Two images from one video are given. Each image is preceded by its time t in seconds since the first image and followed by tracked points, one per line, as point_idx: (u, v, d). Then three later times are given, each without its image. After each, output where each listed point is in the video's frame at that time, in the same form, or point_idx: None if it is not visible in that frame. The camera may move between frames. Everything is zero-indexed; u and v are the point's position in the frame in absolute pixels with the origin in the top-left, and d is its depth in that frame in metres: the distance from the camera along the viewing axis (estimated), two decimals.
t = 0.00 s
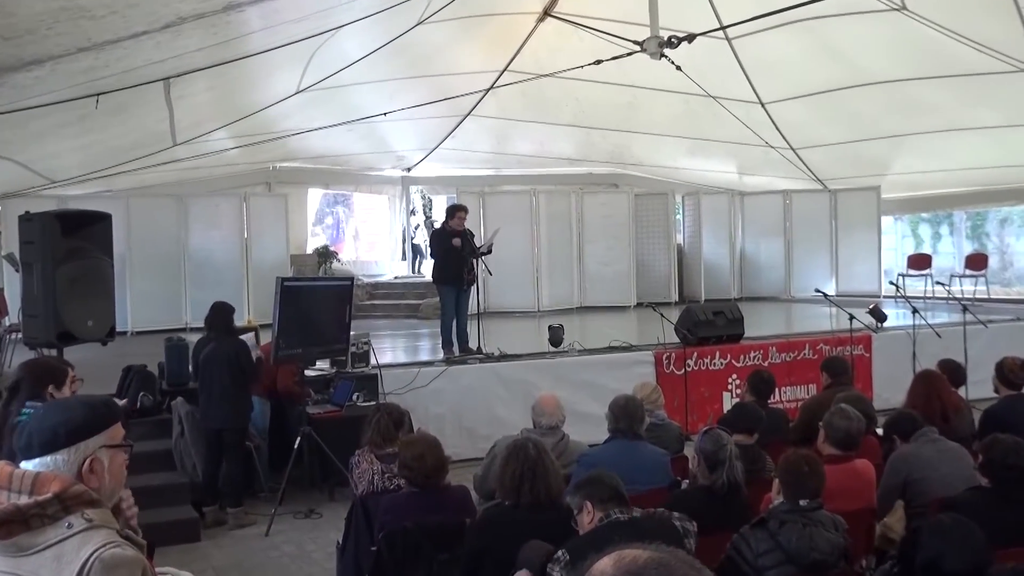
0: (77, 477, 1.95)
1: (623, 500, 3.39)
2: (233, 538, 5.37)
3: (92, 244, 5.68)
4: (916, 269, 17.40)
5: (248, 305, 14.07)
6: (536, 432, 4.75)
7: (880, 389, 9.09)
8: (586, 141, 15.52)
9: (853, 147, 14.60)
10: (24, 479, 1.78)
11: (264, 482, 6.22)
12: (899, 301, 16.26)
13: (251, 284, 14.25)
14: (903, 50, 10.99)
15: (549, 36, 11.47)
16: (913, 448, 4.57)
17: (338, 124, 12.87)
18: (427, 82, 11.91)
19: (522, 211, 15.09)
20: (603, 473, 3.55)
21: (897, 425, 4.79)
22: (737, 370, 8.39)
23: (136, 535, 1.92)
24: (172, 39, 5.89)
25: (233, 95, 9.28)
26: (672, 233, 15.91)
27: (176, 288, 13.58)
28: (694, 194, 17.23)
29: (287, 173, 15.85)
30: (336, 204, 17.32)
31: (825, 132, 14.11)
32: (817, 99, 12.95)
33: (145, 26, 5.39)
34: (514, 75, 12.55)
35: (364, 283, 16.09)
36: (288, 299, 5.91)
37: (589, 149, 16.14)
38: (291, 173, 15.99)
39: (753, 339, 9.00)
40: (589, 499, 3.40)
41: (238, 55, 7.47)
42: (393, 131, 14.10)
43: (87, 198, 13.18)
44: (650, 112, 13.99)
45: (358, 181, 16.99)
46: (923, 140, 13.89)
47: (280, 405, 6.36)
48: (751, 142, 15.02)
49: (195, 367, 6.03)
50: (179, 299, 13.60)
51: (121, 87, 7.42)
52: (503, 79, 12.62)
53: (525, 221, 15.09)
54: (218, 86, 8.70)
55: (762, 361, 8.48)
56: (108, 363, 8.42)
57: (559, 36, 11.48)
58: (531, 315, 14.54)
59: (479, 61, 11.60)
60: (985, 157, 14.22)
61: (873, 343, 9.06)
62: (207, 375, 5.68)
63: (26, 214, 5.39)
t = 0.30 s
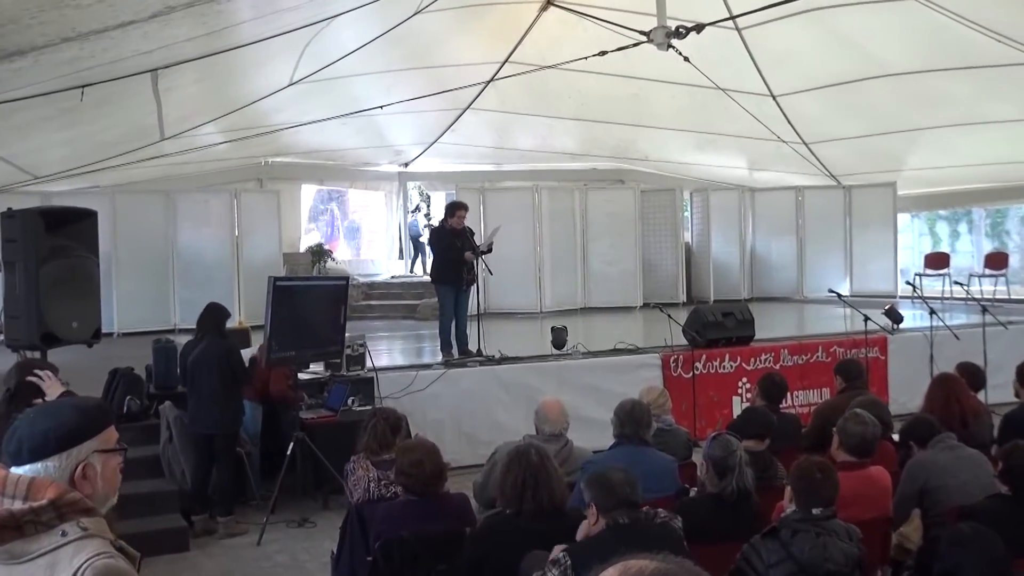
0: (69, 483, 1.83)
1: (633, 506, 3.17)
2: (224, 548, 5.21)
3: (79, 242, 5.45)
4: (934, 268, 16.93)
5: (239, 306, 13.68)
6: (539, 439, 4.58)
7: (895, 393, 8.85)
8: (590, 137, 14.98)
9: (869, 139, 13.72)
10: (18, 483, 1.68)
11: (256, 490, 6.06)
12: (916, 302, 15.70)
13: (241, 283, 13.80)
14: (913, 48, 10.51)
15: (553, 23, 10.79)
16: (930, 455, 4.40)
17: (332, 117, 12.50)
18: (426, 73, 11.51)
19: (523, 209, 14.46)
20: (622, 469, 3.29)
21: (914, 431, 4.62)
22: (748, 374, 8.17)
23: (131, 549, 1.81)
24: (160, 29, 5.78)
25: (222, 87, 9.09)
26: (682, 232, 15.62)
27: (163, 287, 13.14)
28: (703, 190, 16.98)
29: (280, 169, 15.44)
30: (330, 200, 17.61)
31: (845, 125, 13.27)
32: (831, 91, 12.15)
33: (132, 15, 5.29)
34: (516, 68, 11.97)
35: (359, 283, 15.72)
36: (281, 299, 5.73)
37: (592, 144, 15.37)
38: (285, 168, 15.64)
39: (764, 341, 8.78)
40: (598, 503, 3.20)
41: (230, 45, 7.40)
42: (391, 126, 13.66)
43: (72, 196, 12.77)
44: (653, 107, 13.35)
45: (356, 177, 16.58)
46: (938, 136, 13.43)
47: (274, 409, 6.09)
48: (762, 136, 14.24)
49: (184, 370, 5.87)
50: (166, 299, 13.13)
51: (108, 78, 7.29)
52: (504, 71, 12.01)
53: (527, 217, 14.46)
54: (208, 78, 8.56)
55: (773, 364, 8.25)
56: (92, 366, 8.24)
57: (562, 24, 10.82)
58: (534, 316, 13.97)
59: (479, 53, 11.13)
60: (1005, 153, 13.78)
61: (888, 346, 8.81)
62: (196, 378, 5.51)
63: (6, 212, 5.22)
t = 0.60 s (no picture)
0: (73, 488, 1.95)
1: (646, 515, 3.13)
2: (211, 559, 5.07)
3: (62, 242, 4.64)
4: (951, 267, 16.56)
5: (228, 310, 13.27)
6: (539, 447, 4.44)
7: (908, 397, 8.64)
8: (593, 131, 14.62)
9: (874, 136, 13.55)
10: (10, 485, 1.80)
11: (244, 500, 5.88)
12: (930, 303, 15.26)
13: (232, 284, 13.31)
14: (921, 39, 10.26)
15: (554, 15, 10.53)
16: (946, 462, 4.24)
17: (326, 112, 12.35)
18: (423, 65, 11.33)
19: (524, 207, 14.03)
20: (642, 473, 3.22)
21: (928, 438, 4.46)
22: (756, 378, 7.96)
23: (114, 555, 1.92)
24: (145, 21, 6.03)
25: (210, 80, 8.97)
26: (688, 230, 15.03)
27: (150, 288, 12.89)
28: (709, 187, 16.14)
29: (269, 165, 15.58)
30: (322, 198, 16.42)
31: (856, 120, 12.92)
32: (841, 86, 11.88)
33: (116, 4, 5.52)
34: (516, 59, 11.72)
35: (353, 283, 15.62)
36: (271, 301, 5.58)
37: (596, 139, 15.09)
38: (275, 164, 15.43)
39: (774, 344, 8.59)
40: (610, 507, 3.17)
41: (216, 34, 7.36)
42: (384, 118, 13.39)
43: (55, 193, 12.47)
44: (658, 101, 13.00)
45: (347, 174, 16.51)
46: (954, 131, 13.11)
47: (262, 415, 5.98)
48: (771, 131, 13.84)
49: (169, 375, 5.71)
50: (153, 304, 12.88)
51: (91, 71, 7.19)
52: (504, 62, 11.83)
53: (525, 216, 14.03)
54: (197, 70, 8.45)
55: (782, 368, 8.05)
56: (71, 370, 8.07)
57: (564, 17, 10.60)
58: (532, 319, 13.55)
59: (478, 41, 10.91)
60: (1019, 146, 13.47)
61: (902, 349, 8.60)
62: (183, 383, 5.35)
63: None
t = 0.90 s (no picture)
0: (56, 493, 1.96)
1: (649, 525, 3.03)
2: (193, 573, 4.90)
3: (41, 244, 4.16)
4: (962, 269, 16.24)
5: (213, 315, 12.98)
6: (536, 456, 4.28)
7: (919, 403, 8.42)
8: (591, 128, 14.39)
9: (899, 132, 13.04)
10: None
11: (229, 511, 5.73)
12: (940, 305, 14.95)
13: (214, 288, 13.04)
14: (929, 33, 9.97)
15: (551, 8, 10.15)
16: (957, 471, 4.09)
17: (314, 108, 12.19)
18: (416, 60, 11.09)
19: (521, 206, 13.79)
20: (648, 481, 3.11)
21: (940, 446, 4.31)
22: (761, 384, 7.74)
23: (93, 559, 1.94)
24: (126, 12, 5.99)
25: (194, 75, 8.84)
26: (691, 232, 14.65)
27: (132, 291, 12.63)
28: (712, 186, 15.77)
29: (258, 163, 15.26)
30: (311, 197, 16.26)
31: (863, 118, 12.66)
32: (848, 82, 11.55)
33: None
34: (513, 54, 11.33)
35: (343, 286, 15.42)
36: (258, 304, 5.40)
37: (595, 136, 14.92)
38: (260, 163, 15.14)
39: (780, 349, 8.39)
40: (614, 515, 3.07)
41: (199, 27, 7.25)
42: (375, 114, 13.18)
43: (32, 191, 12.18)
44: (659, 96, 12.72)
45: (337, 172, 16.29)
46: (966, 128, 12.78)
47: (248, 423, 5.85)
48: (778, 129, 13.55)
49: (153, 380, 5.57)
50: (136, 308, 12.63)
51: (69, 66, 7.06)
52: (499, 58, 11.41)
53: (522, 216, 13.79)
54: (179, 65, 8.31)
55: (788, 374, 7.83)
56: (49, 377, 7.89)
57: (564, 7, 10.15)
58: (529, 323, 13.26)
59: (472, 38, 10.61)
60: None
61: (912, 354, 8.38)
62: (168, 389, 5.22)
63: None
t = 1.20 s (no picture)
0: (52, 497, 2.12)
1: (654, 536, 2.92)
2: None
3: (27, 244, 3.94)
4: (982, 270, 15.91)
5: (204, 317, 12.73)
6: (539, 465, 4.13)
7: (936, 410, 8.21)
8: (595, 123, 14.20)
9: (902, 129, 12.99)
10: None
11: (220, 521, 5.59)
12: (957, 307, 14.63)
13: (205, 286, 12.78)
14: (947, 25, 9.67)
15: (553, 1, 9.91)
16: (976, 479, 3.94)
17: (310, 103, 12.03)
18: (415, 53, 10.89)
19: (524, 204, 13.55)
20: (658, 489, 3.00)
21: (958, 454, 4.15)
22: (772, 389, 7.54)
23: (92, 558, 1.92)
24: (114, 4, 5.91)
25: (185, 70, 8.73)
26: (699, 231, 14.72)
27: (120, 296, 12.48)
28: (721, 184, 15.45)
29: (249, 160, 15.01)
30: (305, 194, 16.18)
31: (875, 113, 12.42)
32: (862, 75, 11.33)
33: None
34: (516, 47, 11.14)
35: (338, 288, 15.28)
36: (248, 306, 5.26)
37: (601, 132, 14.78)
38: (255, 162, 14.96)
39: (792, 353, 8.18)
40: (622, 524, 2.99)
41: (189, 19, 7.16)
42: (371, 109, 13.00)
43: (18, 190, 12.00)
44: (667, 90, 12.44)
45: (333, 170, 16.10)
46: (984, 123, 12.51)
47: (242, 430, 5.76)
48: (790, 125, 13.31)
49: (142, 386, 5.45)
50: (123, 311, 12.48)
51: (56, 60, 6.95)
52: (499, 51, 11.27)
53: (523, 215, 13.55)
54: (168, 59, 8.19)
55: (801, 379, 7.63)
56: (39, 381, 7.76)
57: None
58: (531, 327, 13.03)
59: (471, 29, 10.43)
60: None
61: (929, 358, 8.16)
62: (155, 396, 5.09)
63: None
